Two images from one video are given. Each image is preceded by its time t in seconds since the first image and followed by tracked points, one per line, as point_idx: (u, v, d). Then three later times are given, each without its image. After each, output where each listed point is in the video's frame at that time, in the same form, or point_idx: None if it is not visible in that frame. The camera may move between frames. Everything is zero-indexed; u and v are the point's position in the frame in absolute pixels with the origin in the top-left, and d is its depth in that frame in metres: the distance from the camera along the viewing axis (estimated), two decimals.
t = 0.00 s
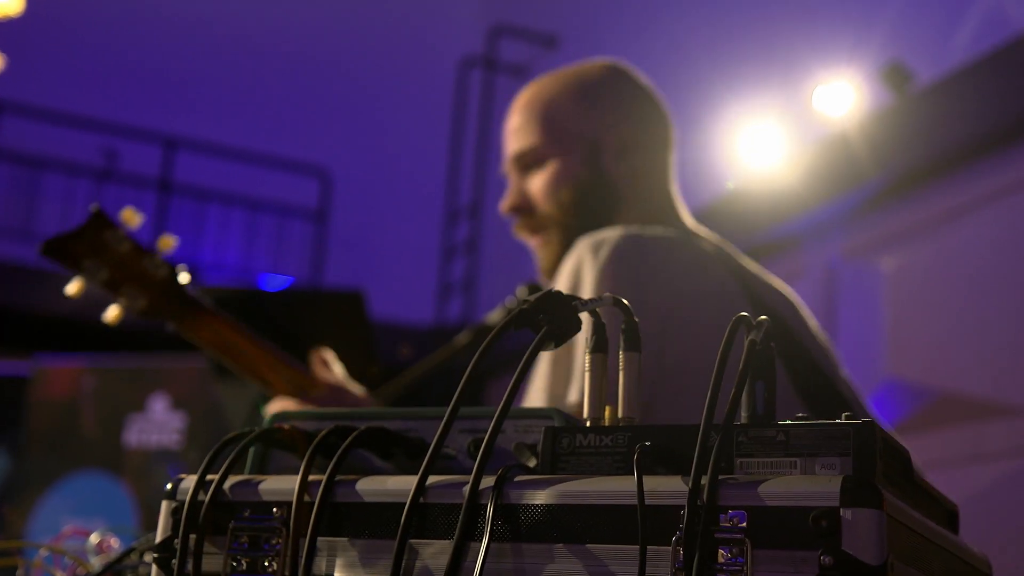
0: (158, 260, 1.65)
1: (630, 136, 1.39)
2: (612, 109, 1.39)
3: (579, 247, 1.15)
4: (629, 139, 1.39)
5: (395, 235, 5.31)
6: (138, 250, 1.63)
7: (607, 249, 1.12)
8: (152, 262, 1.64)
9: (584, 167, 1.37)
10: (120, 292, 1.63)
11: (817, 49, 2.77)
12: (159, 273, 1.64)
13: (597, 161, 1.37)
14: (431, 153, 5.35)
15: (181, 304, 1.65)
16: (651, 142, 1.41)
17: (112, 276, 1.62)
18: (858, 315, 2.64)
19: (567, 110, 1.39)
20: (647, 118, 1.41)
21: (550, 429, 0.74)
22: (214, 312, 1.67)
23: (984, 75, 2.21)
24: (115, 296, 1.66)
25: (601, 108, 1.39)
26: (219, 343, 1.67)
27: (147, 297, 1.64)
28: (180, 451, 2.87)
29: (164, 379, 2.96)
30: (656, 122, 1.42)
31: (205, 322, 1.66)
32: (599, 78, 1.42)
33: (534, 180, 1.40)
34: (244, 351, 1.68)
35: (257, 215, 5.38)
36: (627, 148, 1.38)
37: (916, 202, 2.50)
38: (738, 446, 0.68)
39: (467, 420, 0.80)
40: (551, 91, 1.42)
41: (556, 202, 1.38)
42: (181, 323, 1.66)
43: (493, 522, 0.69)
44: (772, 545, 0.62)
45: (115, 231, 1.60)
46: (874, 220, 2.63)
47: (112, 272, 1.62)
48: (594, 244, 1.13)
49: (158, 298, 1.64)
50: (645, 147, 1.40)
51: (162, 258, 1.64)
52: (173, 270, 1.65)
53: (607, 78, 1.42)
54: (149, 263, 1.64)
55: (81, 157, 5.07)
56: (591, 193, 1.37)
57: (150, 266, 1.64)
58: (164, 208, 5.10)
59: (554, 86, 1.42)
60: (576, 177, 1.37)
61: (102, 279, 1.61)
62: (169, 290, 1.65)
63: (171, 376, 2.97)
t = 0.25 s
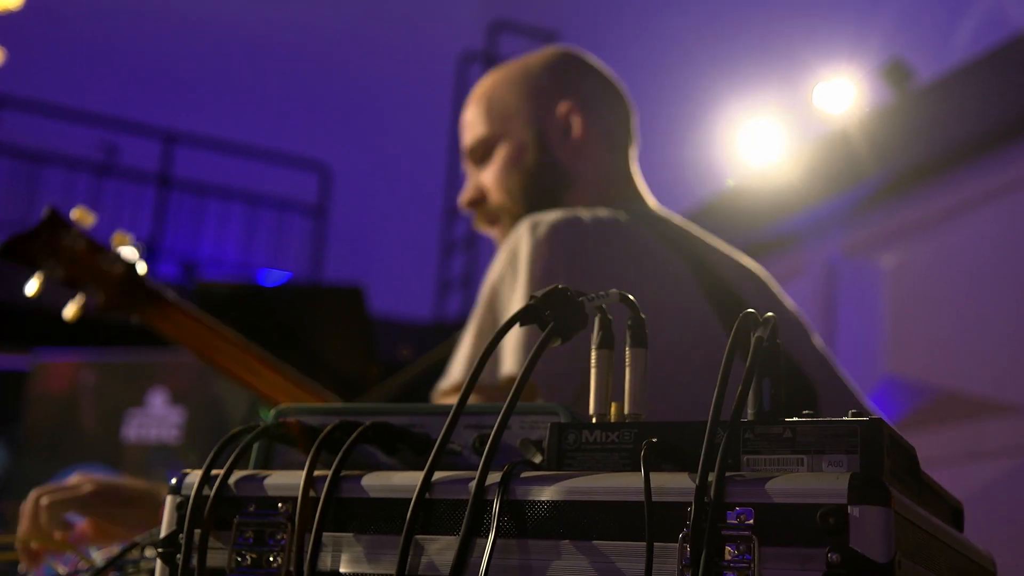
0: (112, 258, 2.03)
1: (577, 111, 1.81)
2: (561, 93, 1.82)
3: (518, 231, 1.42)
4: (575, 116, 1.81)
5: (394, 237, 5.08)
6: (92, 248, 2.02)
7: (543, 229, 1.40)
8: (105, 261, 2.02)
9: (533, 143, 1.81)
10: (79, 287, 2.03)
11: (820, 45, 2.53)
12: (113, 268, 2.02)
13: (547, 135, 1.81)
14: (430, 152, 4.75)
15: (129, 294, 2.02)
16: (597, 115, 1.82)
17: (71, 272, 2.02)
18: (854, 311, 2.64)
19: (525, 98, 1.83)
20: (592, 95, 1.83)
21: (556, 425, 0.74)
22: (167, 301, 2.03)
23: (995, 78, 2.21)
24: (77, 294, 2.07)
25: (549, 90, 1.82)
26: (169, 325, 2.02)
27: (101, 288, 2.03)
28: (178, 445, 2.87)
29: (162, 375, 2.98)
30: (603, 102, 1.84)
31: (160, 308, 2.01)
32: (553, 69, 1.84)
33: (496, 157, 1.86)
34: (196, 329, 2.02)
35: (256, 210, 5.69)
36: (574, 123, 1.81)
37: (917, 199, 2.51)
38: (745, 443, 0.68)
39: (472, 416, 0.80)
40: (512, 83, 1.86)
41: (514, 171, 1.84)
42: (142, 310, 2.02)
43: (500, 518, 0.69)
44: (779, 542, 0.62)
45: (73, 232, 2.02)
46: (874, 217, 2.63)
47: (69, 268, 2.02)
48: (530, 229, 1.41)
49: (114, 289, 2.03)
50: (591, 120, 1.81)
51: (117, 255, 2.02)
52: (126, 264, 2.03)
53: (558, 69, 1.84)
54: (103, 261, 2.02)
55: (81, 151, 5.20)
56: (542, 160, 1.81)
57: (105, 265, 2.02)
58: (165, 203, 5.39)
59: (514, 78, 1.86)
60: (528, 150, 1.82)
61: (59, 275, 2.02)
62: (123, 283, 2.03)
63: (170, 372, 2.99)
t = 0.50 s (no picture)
0: (90, 264, 1.92)
1: (544, 107, 1.60)
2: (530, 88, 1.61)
3: (484, 236, 1.35)
4: (546, 109, 1.60)
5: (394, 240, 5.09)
6: (70, 255, 1.91)
7: (507, 236, 1.33)
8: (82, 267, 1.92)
9: (503, 146, 1.63)
10: (56, 295, 1.93)
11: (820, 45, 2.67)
12: (89, 276, 1.91)
13: (513, 136, 1.62)
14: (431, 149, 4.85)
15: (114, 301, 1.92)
16: (572, 112, 1.60)
17: (48, 281, 1.91)
18: (855, 313, 2.63)
19: (506, 97, 1.64)
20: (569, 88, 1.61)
21: (560, 429, 0.73)
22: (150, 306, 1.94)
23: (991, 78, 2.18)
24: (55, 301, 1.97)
25: (527, 88, 1.62)
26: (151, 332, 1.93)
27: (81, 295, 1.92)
28: (176, 446, 2.85)
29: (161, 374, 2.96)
30: (584, 95, 1.62)
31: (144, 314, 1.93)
32: (539, 65, 1.65)
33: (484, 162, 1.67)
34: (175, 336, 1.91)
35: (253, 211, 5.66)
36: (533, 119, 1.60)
37: (915, 201, 2.50)
38: (750, 447, 0.67)
39: (476, 419, 0.80)
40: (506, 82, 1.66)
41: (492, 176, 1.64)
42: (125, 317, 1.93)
43: (504, 522, 0.69)
44: (785, 547, 0.61)
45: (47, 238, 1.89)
46: (872, 219, 2.62)
47: (47, 278, 1.90)
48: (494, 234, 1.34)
49: (91, 297, 1.92)
50: (561, 115, 1.60)
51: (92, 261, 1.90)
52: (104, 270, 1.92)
53: (546, 64, 1.64)
54: (81, 268, 1.92)
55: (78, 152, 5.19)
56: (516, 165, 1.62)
57: (83, 271, 1.92)
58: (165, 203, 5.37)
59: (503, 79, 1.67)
60: (502, 153, 1.63)
61: (37, 285, 1.90)
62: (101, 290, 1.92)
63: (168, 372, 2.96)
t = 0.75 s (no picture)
0: (99, 289, 1.88)
1: (559, 149, 1.66)
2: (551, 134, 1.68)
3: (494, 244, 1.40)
4: (562, 153, 1.65)
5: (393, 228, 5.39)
6: (79, 279, 1.89)
7: (516, 242, 1.39)
8: (91, 289, 1.88)
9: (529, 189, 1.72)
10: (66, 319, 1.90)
11: (817, 48, 2.81)
12: (101, 300, 1.88)
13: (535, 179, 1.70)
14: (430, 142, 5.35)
15: (125, 325, 1.88)
16: (588, 153, 1.64)
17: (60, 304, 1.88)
18: (856, 311, 2.62)
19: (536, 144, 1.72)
20: (585, 130, 1.65)
21: (566, 423, 0.73)
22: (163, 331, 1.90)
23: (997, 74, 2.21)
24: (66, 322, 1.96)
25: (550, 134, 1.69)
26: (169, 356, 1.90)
27: (94, 318, 1.88)
28: (176, 440, 2.85)
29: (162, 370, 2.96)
30: (602, 136, 1.65)
31: (157, 338, 1.89)
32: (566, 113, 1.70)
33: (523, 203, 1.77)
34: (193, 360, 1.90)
35: (255, 205, 5.53)
36: (549, 160, 1.66)
37: (919, 198, 2.50)
38: (755, 443, 0.67)
39: (481, 414, 0.79)
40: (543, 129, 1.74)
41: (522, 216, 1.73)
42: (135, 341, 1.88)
43: (509, 516, 0.68)
44: (790, 544, 0.61)
45: (57, 264, 1.89)
46: (876, 216, 2.62)
47: (56, 302, 1.89)
48: (505, 240, 1.40)
49: (101, 321, 1.88)
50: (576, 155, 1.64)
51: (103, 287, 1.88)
52: (117, 294, 1.88)
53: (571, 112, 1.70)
54: (89, 291, 1.88)
55: (78, 146, 5.15)
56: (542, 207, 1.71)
57: (95, 296, 1.88)
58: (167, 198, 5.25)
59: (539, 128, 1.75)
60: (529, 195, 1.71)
61: (47, 309, 1.90)
62: (113, 315, 1.88)
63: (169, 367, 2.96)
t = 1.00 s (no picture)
0: (176, 269, 1.94)
1: (613, 151, 1.55)
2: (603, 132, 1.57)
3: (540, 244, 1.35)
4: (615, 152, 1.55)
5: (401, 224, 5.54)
6: (158, 261, 1.92)
7: (560, 243, 1.34)
8: (170, 271, 1.93)
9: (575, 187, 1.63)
10: (144, 298, 1.93)
11: (826, 45, 2.87)
12: (177, 281, 1.93)
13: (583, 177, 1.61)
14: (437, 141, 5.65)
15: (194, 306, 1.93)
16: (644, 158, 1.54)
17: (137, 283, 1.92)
18: (867, 307, 2.63)
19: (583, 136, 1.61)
20: (641, 133, 1.55)
21: (573, 423, 0.73)
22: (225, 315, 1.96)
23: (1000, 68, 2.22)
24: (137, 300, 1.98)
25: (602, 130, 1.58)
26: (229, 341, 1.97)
27: (166, 300, 1.93)
28: (186, 436, 2.89)
29: (171, 367, 3.00)
30: (657, 140, 1.55)
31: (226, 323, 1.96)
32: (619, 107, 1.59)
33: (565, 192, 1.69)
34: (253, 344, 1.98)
35: (263, 204, 5.52)
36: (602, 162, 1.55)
37: (930, 193, 2.50)
38: (763, 443, 0.67)
39: (489, 412, 0.79)
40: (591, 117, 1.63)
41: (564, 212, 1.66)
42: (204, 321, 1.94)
43: (517, 516, 0.68)
44: (799, 543, 0.61)
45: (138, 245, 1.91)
46: (887, 213, 2.62)
47: (136, 281, 1.92)
48: (547, 239, 1.35)
49: (176, 303, 1.94)
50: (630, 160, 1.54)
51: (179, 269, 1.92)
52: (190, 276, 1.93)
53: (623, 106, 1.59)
54: (165, 273, 1.93)
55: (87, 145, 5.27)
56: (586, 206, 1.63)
57: (169, 276, 1.93)
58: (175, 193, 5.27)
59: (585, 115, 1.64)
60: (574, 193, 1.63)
61: (126, 286, 1.92)
62: (185, 296, 1.93)
63: (178, 365, 3.01)
